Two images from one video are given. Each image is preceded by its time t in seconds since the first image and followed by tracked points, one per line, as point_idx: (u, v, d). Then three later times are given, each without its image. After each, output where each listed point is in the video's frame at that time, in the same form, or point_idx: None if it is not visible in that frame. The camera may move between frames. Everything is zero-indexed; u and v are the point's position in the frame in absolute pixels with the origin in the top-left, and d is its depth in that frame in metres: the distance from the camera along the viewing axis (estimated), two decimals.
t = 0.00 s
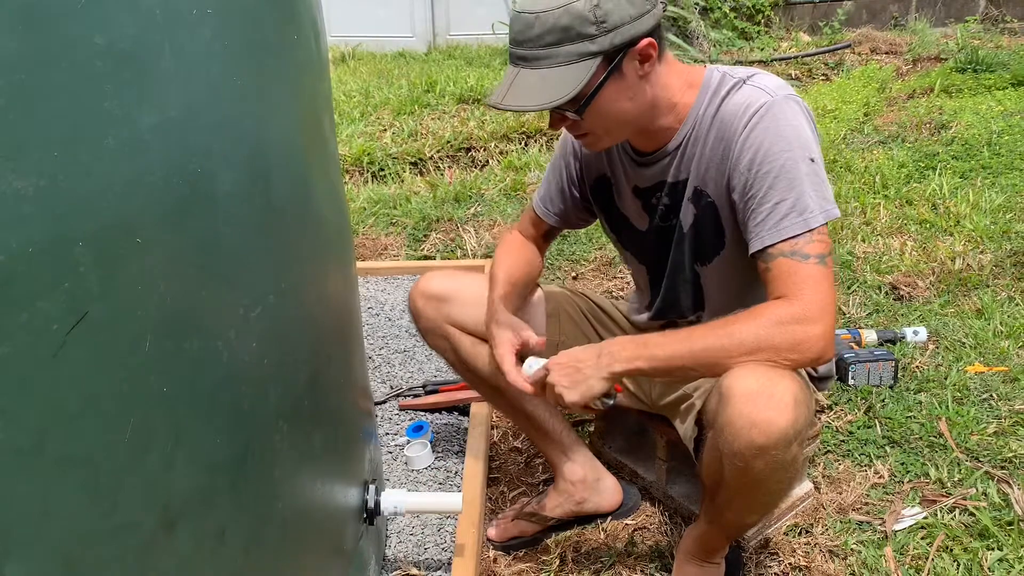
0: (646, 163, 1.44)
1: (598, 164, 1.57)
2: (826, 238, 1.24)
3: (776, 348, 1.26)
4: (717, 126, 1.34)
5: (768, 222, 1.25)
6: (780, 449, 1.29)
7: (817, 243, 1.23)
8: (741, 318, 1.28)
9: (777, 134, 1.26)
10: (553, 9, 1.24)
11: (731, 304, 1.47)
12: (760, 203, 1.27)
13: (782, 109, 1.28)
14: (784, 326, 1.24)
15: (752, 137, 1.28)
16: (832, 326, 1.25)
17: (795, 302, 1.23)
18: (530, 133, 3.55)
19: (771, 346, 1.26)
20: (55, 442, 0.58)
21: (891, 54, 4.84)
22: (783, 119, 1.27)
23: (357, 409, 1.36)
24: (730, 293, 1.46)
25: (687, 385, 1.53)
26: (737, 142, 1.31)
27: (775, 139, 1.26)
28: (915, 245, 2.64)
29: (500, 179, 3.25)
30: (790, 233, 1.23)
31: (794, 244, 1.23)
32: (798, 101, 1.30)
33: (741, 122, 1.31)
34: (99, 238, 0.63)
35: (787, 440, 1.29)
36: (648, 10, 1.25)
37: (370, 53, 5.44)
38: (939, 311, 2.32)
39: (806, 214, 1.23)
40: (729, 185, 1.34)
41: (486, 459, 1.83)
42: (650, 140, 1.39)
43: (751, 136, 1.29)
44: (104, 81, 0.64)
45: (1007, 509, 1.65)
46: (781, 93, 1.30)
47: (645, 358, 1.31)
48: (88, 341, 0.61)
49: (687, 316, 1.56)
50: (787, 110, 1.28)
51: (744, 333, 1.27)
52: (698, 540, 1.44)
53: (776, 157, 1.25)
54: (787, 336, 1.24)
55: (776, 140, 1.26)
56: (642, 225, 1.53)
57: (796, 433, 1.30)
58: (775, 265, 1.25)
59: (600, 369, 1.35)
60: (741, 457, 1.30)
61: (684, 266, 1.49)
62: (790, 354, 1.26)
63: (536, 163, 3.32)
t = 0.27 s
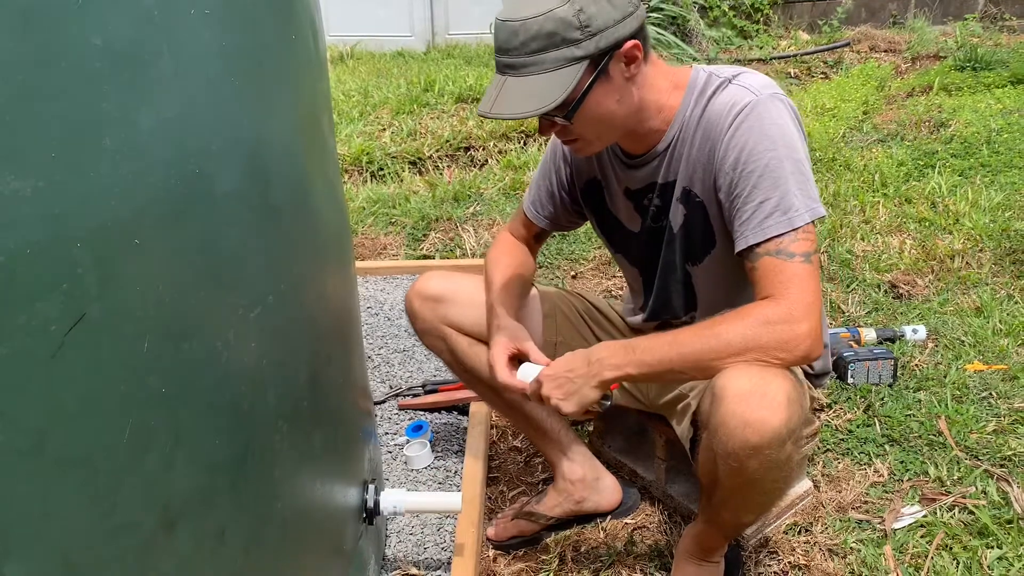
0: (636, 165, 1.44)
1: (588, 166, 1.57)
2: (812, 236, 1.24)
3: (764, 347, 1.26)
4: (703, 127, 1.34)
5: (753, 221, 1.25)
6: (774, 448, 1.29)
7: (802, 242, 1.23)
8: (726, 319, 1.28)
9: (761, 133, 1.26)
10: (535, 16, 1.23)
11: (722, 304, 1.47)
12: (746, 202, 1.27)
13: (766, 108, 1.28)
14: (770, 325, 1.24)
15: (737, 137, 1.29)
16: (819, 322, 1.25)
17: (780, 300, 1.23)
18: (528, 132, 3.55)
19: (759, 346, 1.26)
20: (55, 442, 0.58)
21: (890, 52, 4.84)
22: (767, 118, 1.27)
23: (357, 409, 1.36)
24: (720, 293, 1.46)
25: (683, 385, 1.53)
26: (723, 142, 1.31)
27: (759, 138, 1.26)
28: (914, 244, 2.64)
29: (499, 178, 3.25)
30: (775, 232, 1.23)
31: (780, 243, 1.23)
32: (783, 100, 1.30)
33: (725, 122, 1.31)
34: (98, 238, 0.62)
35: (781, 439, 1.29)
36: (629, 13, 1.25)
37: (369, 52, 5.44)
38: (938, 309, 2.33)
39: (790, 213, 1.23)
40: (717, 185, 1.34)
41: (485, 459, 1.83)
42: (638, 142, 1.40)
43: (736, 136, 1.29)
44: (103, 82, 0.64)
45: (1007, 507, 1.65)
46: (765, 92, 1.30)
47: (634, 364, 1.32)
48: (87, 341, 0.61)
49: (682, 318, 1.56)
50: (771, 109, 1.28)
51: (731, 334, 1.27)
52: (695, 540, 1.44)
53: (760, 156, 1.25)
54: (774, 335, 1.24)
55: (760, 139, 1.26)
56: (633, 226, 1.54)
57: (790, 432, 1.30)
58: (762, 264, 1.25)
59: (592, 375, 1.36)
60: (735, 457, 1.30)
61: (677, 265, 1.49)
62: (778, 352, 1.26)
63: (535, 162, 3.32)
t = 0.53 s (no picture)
0: (633, 166, 1.44)
1: (584, 166, 1.57)
2: (814, 234, 1.23)
3: (767, 346, 1.26)
4: (698, 127, 1.34)
5: (752, 221, 1.25)
6: (774, 447, 1.29)
7: (804, 240, 1.23)
8: (730, 318, 1.28)
9: (756, 132, 1.26)
10: None
11: (721, 305, 1.47)
12: (744, 203, 1.27)
13: (759, 107, 1.28)
14: (772, 325, 1.24)
15: (732, 137, 1.29)
16: (822, 322, 1.25)
17: (783, 300, 1.23)
18: (529, 130, 3.55)
19: (762, 345, 1.26)
20: (55, 442, 0.58)
21: (891, 49, 4.83)
22: (762, 116, 1.27)
23: (358, 409, 1.36)
24: (719, 293, 1.46)
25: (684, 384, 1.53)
26: (718, 143, 1.31)
27: (755, 138, 1.26)
28: (915, 241, 2.64)
29: (500, 176, 3.25)
30: (774, 231, 1.23)
31: (781, 243, 1.23)
32: (776, 97, 1.30)
33: (720, 122, 1.31)
34: (97, 238, 0.62)
35: (781, 439, 1.29)
36: None
37: (369, 51, 5.43)
38: (939, 307, 2.32)
39: (790, 212, 1.22)
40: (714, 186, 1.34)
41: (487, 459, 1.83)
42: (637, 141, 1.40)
43: (732, 136, 1.28)
44: (103, 82, 0.63)
45: (1009, 505, 1.65)
46: (759, 91, 1.30)
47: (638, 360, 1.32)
48: (87, 341, 0.61)
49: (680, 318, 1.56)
50: (766, 108, 1.28)
51: (734, 333, 1.27)
52: (696, 538, 1.44)
53: (756, 155, 1.25)
54: (778, 335, 1.24)
55: (755, 139, 1.26)
56: (628, 228, 1.53)
57: (790, 431, 1.30)
58: (763, 263, 1.25)
59: (595, 372, 1.36)
60: (735, 456, 1.30)
61: (674, 266, 1.49)
62: (781, 351, 1.26)
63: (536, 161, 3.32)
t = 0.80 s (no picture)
0: (639, 161, 1.44)
1: (588, 162, 1.57)
2: (818, 230, 1.23)
3: (771, 342, 1.26)
4: (705, 122, 1.34)
5: (758, 216, 1.25)
6: (776, 443, 1.29)
7: (809, 236, 1.23)
8: (735, 313, 1.28)
9: (763, 127, 1.26)
10: None
11: (727, 300, 1.47)
12: (750, 198, 1.26)
13: (766, 102, 1.28)
14: (776, 320, 1.24)
15: (739, 132, 1.28)
16: (826, 318, 1.25)
17: (787, 296, 1.23)
18: (532, 128, 3.54)
19: (766, 341, 1.26)
20: (58, 440, 0.58)
21: (894, 45, 4.82)
22: (768, 112, 1.27)
23: (361, 406, 1.36)
24: (724, 288, 1.46)
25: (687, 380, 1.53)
26: (725, 138, 1.31)
27: (762, 133, 1.26)
28: (919, 237, 2.63)
29: (503, 174, 3.25)
30: (781, 226, 1.23)
31: (786, 239, 1.23)
32: (783, 93, 1.30)
33: (727, 117, 1.31)
34: (99, 236, 0.62)
35: (783, 434, 1.29)
36: None
37: (371, 49, 5.43)
38: (943, 303, 2.32)
39: (796, 207, 1.22)
40: (719, 181, 1.34)
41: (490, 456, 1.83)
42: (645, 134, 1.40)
43: (738, 131, 1.28)
44: (104, 79, 0.63)
45: (1013, 501, 1.65)
46: (766, 86, 1.30)
47: (643, 355, 1.32)
48: (90, 339, 0.61)
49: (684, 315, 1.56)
50: (773, 103, 1.28)
51: (738, 328, 1.27)
52: (699, 534, 1.44)
53: (763, 150, 1.25)
54: (782, 330, 1.24)
55: (762, 134, 1.26)
56: (631, 224, 1.53)
57: (793, 427, 1.30)
58: (767, 259, 1.25)
59: (597, 366, 1.37)
60: (737, 451, 1.30)
61: (679, 262, 1.48)
62: (785, 346, 1.26)
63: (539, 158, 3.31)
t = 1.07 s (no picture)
0: (646, 156, 1.43)
1: (593, 157, 1.56)
2: (825, 227, 1.23)
3: (778, 338, 1.25)
4: (714, 115, 1.34)
5: (767, 211, 1.24)
6: (782, 439, 1.29)
7: (817, 232, 1.23)
8: (741, 309, 1.28)
9: (772, 121, 1.26)
10: None
11: (733, 295, 1.47)
12: (758, 192, 1.26)
13: (776, 96, 1.28)
14: (783, 316, 1.23)
15: (748, 126, 1.28)
16: (832, 314, 1.25)
17: (794, 292, 1.23)
18: (534, 123, 3.54)
19: (773, 337, 1.25)
20: (60, 438, 0.58)
21: (897, 40, 4.81)
22: (778, 106, 1.27)
23: (363, 402, 1.36)
24: (731, 283, 1.46)
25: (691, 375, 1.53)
26: (734, 132, 1.31)
27: (771, 127, 1.25)
28: (923, 233, 2.63)
29: (505, 170, 3.25)
30: (789, 221, 1.22)
31: (794, 234, 1.23)
32: (792, 88, 1.29)
33: (737, 111, 1.30)
34: (101, 232, 0.62)
35: (789, 430, 1.29)
36: None
37: (373, 45, 5.43)
38: (947, 299, 2.31)
39: (804, 202, 1.22)
40: (727, 175, 1.34)
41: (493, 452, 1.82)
42: (653, 129, 1.39)
43: (748, 124, 1.28)
44: (106, 75, 0.63)
45: (1017, 497, 1.64)
46: (775, 80, 1.30)
47: (647, 352, 1.32)
48: (92, 335, 0.61)
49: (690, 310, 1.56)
50: (782, 97, 1.27)
51: (745, 324, 1.26)
52: (704, 530, 1.44)
53: (772, 145, 1.25)
54: (790, 327, 1.23)
55: (771, 128, 1.25)
56: (637, 219, 1.53)
57: (799, 423, 1.30)
58: (774, 255, 1.24)
59: (602, 365, 1.36)
60: (743, 447, 1.30)
61: (685, 257, 1.48)
62: (792, 343, 1.26)
63: (541, 154, 3.31)
